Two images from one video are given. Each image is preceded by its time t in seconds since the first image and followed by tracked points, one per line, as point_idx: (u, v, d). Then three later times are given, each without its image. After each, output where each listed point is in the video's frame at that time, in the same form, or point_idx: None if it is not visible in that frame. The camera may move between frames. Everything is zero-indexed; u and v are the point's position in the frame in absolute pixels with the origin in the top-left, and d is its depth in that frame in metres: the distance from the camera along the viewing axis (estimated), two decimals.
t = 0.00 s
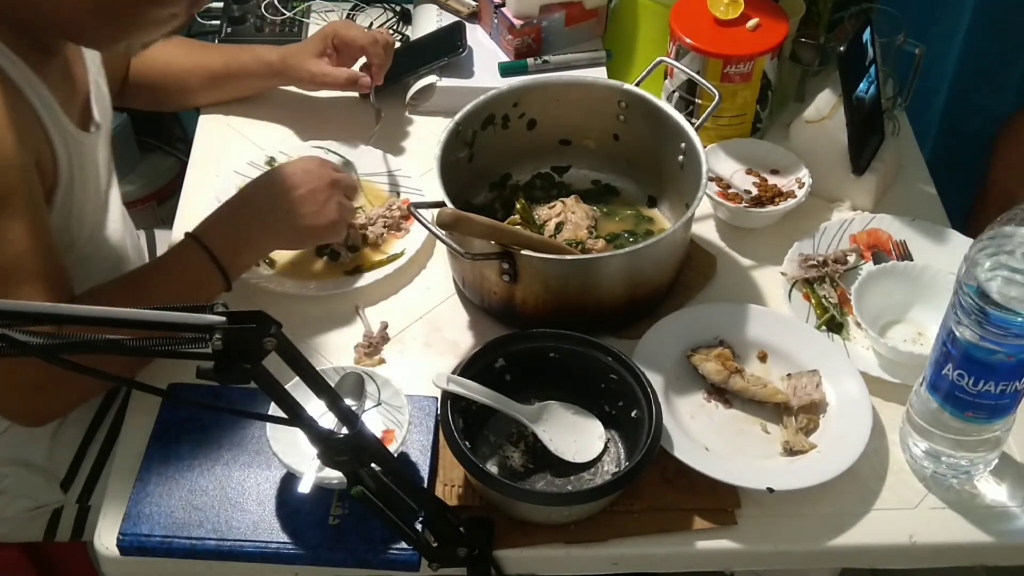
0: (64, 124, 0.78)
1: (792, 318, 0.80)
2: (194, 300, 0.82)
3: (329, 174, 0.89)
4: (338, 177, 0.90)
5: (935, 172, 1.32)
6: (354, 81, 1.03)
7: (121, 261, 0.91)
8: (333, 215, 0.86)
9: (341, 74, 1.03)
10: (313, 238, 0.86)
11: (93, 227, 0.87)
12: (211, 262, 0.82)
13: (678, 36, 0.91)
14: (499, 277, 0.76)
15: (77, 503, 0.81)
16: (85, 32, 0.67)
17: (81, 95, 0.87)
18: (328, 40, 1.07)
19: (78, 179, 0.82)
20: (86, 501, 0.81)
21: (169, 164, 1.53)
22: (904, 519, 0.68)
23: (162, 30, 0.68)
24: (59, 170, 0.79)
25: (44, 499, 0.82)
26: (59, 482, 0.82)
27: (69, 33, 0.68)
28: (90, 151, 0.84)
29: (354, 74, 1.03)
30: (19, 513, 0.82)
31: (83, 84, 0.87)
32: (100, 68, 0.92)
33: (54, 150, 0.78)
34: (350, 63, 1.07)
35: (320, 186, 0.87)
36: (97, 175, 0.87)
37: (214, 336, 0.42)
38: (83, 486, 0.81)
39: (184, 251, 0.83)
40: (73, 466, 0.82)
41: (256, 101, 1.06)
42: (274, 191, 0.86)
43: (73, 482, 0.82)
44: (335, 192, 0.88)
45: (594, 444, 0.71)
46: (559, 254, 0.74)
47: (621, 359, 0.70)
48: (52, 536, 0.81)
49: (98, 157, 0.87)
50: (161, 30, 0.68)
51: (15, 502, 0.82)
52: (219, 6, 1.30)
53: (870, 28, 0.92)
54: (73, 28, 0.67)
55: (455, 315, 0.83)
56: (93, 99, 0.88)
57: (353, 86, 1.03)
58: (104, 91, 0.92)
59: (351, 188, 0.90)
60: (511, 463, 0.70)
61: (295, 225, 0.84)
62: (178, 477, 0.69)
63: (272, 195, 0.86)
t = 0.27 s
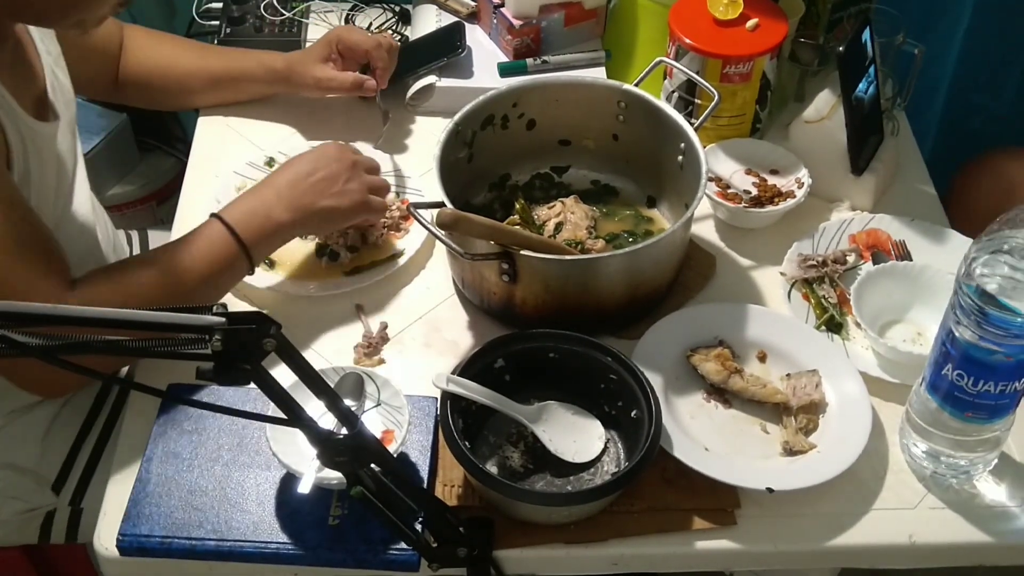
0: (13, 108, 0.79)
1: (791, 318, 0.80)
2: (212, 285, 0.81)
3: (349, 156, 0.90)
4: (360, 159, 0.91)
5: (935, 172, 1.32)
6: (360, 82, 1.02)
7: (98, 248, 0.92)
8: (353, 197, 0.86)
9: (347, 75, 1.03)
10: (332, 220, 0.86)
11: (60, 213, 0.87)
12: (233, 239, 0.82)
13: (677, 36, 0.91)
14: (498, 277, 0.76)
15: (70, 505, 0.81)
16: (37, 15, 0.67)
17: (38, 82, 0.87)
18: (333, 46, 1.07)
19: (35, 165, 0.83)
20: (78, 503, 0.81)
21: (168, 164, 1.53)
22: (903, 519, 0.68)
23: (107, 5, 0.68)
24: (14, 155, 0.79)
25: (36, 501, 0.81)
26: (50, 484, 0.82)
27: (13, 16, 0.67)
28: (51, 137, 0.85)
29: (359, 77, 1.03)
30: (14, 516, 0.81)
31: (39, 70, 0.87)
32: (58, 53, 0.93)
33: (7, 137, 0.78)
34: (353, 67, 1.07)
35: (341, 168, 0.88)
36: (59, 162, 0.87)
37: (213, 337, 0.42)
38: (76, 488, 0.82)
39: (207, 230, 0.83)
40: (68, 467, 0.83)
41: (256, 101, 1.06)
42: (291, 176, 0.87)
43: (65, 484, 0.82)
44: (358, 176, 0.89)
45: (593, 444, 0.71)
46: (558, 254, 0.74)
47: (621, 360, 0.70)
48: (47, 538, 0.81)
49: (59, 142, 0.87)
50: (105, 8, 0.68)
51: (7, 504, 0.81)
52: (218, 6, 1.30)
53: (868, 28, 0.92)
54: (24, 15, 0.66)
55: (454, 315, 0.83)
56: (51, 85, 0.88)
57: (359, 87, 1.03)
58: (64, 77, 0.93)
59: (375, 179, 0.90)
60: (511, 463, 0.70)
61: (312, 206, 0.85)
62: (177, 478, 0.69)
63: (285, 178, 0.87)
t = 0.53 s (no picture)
0: None
1: (791, 319, 0.80)
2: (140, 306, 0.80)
3: (292, 173, 0.88)
4: (306, 176, 0.89)
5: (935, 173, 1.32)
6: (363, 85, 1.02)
7: (89, 246, 0.92)
8: (293, 215, 0.84)
9: (349, 77, 1.02)
10: (273, 241, 0.84)
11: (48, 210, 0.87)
12: (160, 263, 0.81)
13: (677, 37, 0.91)
14: (498, 277, 0.76)
15: (69, 505, 0.81)
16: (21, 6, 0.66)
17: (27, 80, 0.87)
18: (336, 47, 1.07)
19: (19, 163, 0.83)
20: (77, 504, 0.81)
21: (167, 164, 1.53)
22: (903, 519, 0.68)
23: None
24: None
25: (36, 501, 0.81)
26: (49, 484, 0.82)
27: None
28: (39, 134, 0.85)
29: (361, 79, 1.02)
30: (13, 515, 0.81)
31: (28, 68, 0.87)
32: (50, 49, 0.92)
33: None
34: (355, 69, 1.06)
35: (282, 185, 0.86)
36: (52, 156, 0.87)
37: (212, 337, 0.42)
38: (75, 488, 0.82)
39: (137, 254, 0.82)
40: (66, 468, 0.83)
41: (255, 100, 1.06)
42: (227, 198, 0.85)
43: (63, 483, 0.82)
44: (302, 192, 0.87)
45: (592, 444, 0.71)
46: (557, 254, 0.74)
47: (620, 360, 0.70)
48: (47, 538, 0.81)
49: (49, 140, 0.87)
50: None
51: (5, 504, 0.81)
52: (218, 6, 1.30)
53: (868, 29, 0.92)
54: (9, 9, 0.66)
55: (454, 315, 0.83)
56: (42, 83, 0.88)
57: (362, 89, 1.02)
58: (55, 76, 0.92)
59: (321, 195, 0.87)
60: (510, 463, 0.70)
61: (246, 226, 0.83)
62: (176, 477, 0.69)
63: (223, 200, 0.85)
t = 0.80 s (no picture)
0: None
1: (791, 319, 0.80)
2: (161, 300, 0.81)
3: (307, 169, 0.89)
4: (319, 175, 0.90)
5: (935, 172, 1.32)
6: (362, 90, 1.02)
7: (88, 249, 0.92)
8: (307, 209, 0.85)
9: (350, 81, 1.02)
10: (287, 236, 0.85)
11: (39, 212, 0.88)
12: (178, 255, 0.82)
13: (676, 37, 0.92)
14: (498, 277, 0.76)
15: (69, 504, 0.81)
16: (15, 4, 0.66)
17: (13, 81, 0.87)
18: (335, 51, 1.05)
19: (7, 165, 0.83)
20: (76, 503, 0.81)
21: (167, 164, 1.53)
22: (902, 519, 0.68)
23: None
24: None
25: (34, 502, 0.81)
26: (47, 485, 0.82)
27: None
28: (25, 135, 0.85)
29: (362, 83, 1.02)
30: (13, 516, 0.81)
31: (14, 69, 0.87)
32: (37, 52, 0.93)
33: None
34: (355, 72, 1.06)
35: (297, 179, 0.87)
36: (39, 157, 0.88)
37: (212, 338, 0.42)
38: (74, 488, 0.82)
39: (156, 248, 0.83)
40: (65, 467, 0.83)
41: (254, 101, 1.06)
42: (247, 189, 0.87)
43: (63, 484, 0.82)
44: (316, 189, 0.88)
45: (592, 444, 0.71)
46: (557, 254, 0.74)
47: (620, 360, 0.70)
48: (47, 538, 0.81)
49: (35, 141, 0.87)
50: None
51: (4, 505, 0.81)
52: (217, 6, 1.30)
53: (867, 28, 0.93)
54: None
55: (454, 316, 0.83)
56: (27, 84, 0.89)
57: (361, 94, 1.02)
58: (42, 77, 0.93)
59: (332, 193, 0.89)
60: (510, 463, 0.70)
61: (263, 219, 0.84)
62: (176, 478, 0.69)
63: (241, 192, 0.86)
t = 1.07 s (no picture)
0: None
1: (790, 319, 0.80)
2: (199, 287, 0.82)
3: (341, 159, 0.89)
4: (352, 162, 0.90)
5: (935, 172, 1.32)
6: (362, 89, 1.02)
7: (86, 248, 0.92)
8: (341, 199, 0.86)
9: (350, 81, 1.02)
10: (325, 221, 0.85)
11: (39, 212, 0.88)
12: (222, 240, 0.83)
13: (675, 37, 0.92)
14: (498, 277, 0.76)
15: (68, 505, 0.81)
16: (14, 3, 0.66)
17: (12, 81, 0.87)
18: (336, 51, 1.06)
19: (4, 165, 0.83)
20: (76, 504, 0.82)
21: (166, 164, 1.53)
22: (901, 519, 0.68)
23: None
24: None
25: (33, 502, 0.81)
26: (47, 485, 0.82)
27: None
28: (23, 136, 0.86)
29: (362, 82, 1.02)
30: (13, 517, 0.81)
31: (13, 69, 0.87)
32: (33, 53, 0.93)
33: None
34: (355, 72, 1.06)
35: (332, 167, 0.88)
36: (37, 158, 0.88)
37: (212, 338, 0.42)
38: (74, 488, 0.82)
39: (200, 233, 0.83)
40: (64, 467, 0.83)
41: (254, 101, 1.06)
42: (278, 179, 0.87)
43: (62, 484, 0.82)
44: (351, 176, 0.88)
45: (592, 444, 0.71)
46: (557, 254, 0.74)
47: (620, 360, 0.70)
48: (47, 538, 0.81)
49: (33, 142, 0.88)
50: None
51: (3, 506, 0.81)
52: (216, 7, 1.30)
53: (867, 28, 0.93)
54: None
55: (453, 316, 0.83)
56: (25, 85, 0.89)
57: (362, 92, 1.02)
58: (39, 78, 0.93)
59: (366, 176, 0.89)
60: (510, 463, 0.70)
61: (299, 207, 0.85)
62: (176, 478, 0.69)
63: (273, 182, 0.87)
